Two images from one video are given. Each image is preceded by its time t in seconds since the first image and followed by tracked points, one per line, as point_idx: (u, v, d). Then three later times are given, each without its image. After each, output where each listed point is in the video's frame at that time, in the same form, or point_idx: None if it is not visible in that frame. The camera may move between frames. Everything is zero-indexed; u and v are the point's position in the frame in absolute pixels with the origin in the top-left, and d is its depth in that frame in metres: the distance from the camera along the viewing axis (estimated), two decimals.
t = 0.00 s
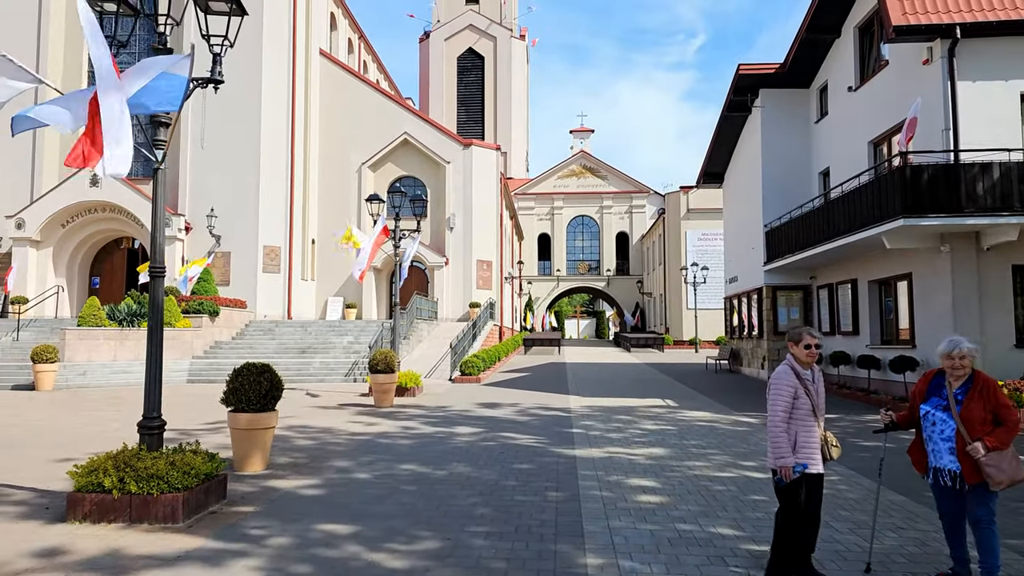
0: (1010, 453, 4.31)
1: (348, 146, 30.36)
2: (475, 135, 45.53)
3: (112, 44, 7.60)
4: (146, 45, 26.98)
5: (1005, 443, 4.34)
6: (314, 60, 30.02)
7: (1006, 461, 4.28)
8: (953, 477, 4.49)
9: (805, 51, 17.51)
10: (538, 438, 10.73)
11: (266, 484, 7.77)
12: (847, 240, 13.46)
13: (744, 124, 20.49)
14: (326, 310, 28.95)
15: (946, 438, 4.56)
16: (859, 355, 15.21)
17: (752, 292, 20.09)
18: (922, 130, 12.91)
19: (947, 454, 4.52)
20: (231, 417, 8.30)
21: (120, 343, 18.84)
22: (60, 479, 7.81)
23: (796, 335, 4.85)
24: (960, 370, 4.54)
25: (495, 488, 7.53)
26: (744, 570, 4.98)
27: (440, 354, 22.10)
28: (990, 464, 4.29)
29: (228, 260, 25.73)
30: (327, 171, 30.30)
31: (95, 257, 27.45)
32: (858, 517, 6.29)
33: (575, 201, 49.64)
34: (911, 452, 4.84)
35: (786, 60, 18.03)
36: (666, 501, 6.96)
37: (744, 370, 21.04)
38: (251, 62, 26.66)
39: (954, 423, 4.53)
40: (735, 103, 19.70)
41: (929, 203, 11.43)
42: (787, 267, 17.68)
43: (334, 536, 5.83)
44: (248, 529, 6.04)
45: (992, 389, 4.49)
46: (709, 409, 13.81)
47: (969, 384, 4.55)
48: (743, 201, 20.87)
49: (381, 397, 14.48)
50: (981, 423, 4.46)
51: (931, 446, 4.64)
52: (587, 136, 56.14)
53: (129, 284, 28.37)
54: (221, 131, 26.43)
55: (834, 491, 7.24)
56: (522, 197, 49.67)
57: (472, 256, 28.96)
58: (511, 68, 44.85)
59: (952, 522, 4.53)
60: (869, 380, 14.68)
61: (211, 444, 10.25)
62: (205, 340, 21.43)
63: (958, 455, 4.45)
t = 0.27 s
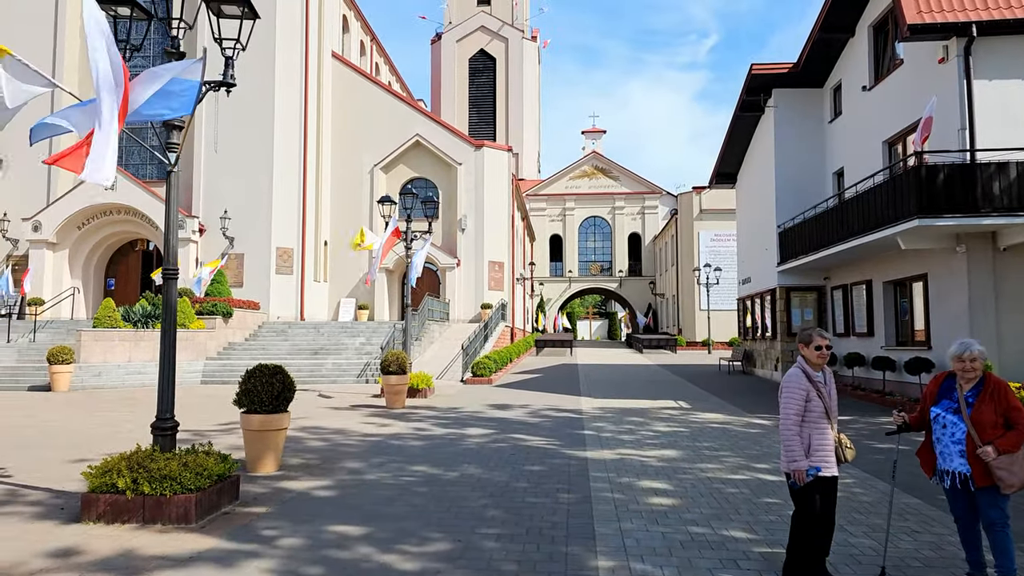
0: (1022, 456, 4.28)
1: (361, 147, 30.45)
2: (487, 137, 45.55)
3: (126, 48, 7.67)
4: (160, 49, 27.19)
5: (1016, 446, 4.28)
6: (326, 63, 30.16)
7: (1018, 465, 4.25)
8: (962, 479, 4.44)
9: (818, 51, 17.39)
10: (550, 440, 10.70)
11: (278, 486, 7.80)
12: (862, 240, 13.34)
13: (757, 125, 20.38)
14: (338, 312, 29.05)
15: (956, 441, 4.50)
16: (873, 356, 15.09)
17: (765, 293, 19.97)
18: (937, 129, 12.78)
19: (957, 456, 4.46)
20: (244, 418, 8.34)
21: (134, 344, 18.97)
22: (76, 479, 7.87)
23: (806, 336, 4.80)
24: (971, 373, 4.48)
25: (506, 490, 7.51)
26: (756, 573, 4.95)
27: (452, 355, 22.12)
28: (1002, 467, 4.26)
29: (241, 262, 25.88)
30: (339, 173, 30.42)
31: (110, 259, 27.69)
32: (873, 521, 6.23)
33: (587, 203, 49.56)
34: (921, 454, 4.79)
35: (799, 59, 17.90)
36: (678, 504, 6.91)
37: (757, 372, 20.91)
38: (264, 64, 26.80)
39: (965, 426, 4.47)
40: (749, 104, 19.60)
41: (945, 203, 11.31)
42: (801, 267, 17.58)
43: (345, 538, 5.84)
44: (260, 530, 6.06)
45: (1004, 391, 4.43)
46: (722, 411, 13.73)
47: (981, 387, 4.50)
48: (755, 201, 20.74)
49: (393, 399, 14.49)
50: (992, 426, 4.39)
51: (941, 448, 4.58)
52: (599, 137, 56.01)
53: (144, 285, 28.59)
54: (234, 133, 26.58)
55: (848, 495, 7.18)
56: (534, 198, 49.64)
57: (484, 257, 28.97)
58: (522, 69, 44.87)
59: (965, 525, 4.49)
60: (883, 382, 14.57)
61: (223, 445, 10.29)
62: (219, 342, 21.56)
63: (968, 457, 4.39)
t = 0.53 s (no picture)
0: None
1: (371, 150, 30.53)
2: (497, 138, 45.58)
3: (138, 53, 7.73)
4: (172, 53, 27.38)
5: None
6: (336, 66, 30.27)
7: None
8: (973, 483, 4.42)
9: (830, 52, 17.30)
10: (560, 443, 10.68)
11: (289, 488, 7.82)
12: (874, 242, 13.26)
13: (767, 126, 20.29)
14: (348, 314, 29.12)
15: (966, 445, 4.49)
16: (886, 359, 14.99)
17: (776, 295, 19.86)
18: (950, 130, 12.68)
19: (967, 460, 4.45)
20: (255, 421, 8.38)
21: (146, 346, 19.09)
22: (89, 481, 7.93)
23: (815, 340, 4.78)
24: (982, 377, 4.44)
25: (516, 493, 7.50)
26: None
27: (462, 358, 22.12)
28: (1012, 471, 4.19)
29: (252, 264, 26.00)
30: (350, 175, 30.51)
31: (122, 262, 27.88)
32: (886, 525, 6.19)
33: (597, 204, 49.50)
34: (932, 458, 4.77)
35: (810, 60, 17.81)
36: (690, 508, 6.88)
37: (768, 374, 20.80)
38: (274, 68, 26.91)
39: (976, 430, 4.44)
40: (759, 105, 19.51)
41: (958, 204, 11.22)
42: (812, 269, 17.49)
43: (356, 541, 5.84)
44: (271, 533, 6.08)
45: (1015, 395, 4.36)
46: (733, 413, 13.66)
47: (992, 391, 4.44)
48: (766, 202, 20.64)
49: (403, 401, 14.51)
50: (1003, 430, 4.32)
51: (951, 451, 4.58)
52: (609, 138, 55.90)
53: (156, 288, 28.77)
54: (245, 136, 26.71)
55: (861, 499, 7.13)
56: (544, 200, 49.61)
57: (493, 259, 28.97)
58: (532, 71, 44.87)
59: (977, 529, 4.46)
60: (896, 385, 14.46)
61: (235, 447, 10.33)
62: (230, 344, 21.66)
63: (979, 461, 4.36)
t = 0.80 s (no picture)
0: None
1: (379, 152, 30.61)
2: (505, 140, 45.60)
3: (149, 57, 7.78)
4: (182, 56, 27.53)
5: None
6: (345, 68, 30.38)
7: None
8: (983, 486, 4.39)
9: (839, 53, 17.22)
10: (570, 445, 10.68)
11: (299, 490, 7.85)
12: (884, 244, 13.19)
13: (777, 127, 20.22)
14: (357, 315, 29.18)
15: (978, 448, 4.45)
16: (897, 361, 14.89)
17: (786, 297, 19.78)
18: (960, 131, 12.61)
19: (979, 463, 4.41)
20: (265, 423, 8.40)
21: (156, 348, 19.19)
22: (99, 483, 7.98)
23: (821, 343, 4.76)
24: (995, 380, 4.39)
25: (525, 496, 7.50)
26: None
27: (471, 359, 22.14)
28: None
29: (261, 266, 26.11)
30: (358, 177, 30.59)
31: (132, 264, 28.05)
32: (898, 529, 6.14)
33: (606, 205, 49.44)
34: (944, 461, 4.73)
35: (820, 61, 17.74)
36: (701, 511, 6.86)
37: (778, 376, 20.72)
38: (283, 71, 27.03)
39: (988, 433, 4.39)
40: (768, 106, 19.45)
41: (968, 205, 11.15)
42: (822, 270, 17.41)
43: (365, 544, 5.86)
44: (280, 535, 6.10)
45: None
46: (743, 416, 13.61)
47: (1004, 394, 4.40)
48: (776, 204, 20.55)
49: (412, 403, 14.53)
50: (1015, 434, 4.28)
51: (963, 455, 4.54)
52: (617, 139, 55.84)
53: (166, 289, 28.92)
54: (254, 139, 26.83)
55: (872, 502, 7.09)
56: (552, 201, 49.58)
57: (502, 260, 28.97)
58: (540, 72, 44.89)
59: (990, 533, 4.42)
60: (907, 387, 14.38)
61: (244, 448, 10.38)
62: (239, 345, 21.76)
63: (990, 465, 4.33)
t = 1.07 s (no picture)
0: None
1: (386, 156, 30.69)
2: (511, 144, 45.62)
3: (158, 64, 7.84)
4: (190, 61, 27.67)
5: None
6: (352, 74, 30.50)
7: None
8: (994, 491, 4.38)
9: (845, 57, 17.18)
10: (577, 451, 10.65)
11: (305, 496, 7.86)
12: (891, 248, 13.14)
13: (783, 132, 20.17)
14: (364, 319, 29.23)
15: (990, 454, 4.42)
16: (905, 365, 14.81)
17: (793, 301, 19.70)
18: (967, 136, 12.56)
19: (990, 469, 4.39)
20: (272, 428, 8.42)
21: (163, 352, 19.26)
22: (106, 488, 8.00)
23: (822, 350, 4.76)
24: (1008, 386, 4.37)
25: (532, 501, 7.49)
26: None
27: (478, 363, 22.13)
28: None
29: (268, 270, 26.20)
30: (365, 182, 30.67)
31: (140, 268, 28.18)
32: (908, 536, 6.11)
33: (612, 209, 49.40)
34: (956, 467, 4.71)
35: (826, 65, 17.70)
36: (708, 517, 6.83)
37: (786, 380, 20.63)
38: (290, 77, 27.14)
39: (1000, 439, 4.37)
40: (775, 110, 19.40)
41: (976, 210, 11.10)
42: (829, 275, 17.34)
43: (372, 550, 5.86)
44: (287, 541, 6.11)
45: None
46: (750, 420, 13.55)
47: (1017, 400, 4.37)
48: (782, 208, 20.50)
49: (418, 407, 14.53)
50: None
51: (974, 461, 4.51)
52: (624, 143, 55.81)
53: (173, 294, 29.03)
54: (261, 144, 26.93)
55: (881, 508, 7.05)
56: (559, 205, 49.56)
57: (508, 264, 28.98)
58: (547, 77, 44.94)
59: (1002, 541, 4.37)
60: (916, 392, 14.30)
61: (251, 453, 10.39)
62: (246, 350, 21.83)
63: (1001, 471, 4.31)
